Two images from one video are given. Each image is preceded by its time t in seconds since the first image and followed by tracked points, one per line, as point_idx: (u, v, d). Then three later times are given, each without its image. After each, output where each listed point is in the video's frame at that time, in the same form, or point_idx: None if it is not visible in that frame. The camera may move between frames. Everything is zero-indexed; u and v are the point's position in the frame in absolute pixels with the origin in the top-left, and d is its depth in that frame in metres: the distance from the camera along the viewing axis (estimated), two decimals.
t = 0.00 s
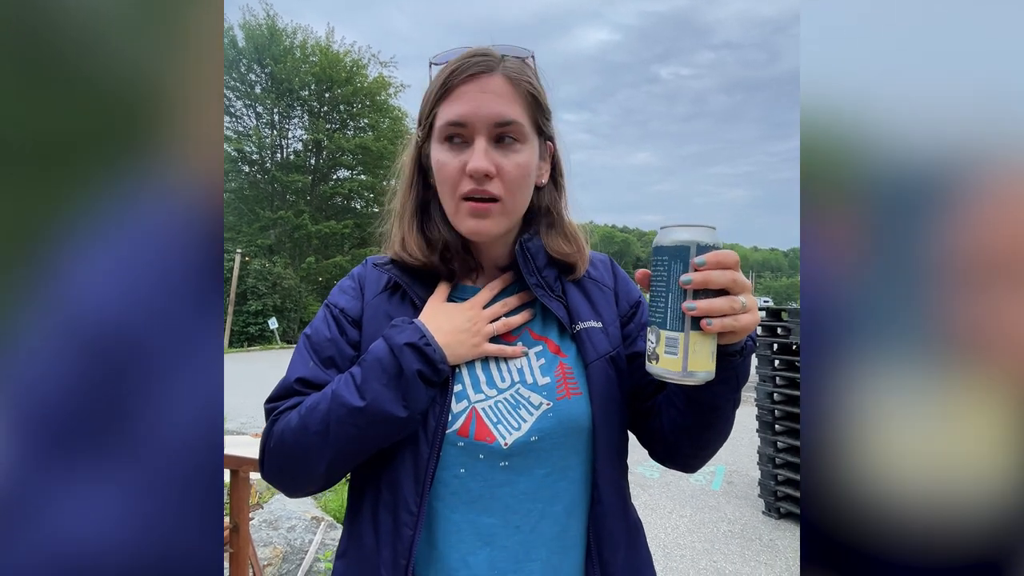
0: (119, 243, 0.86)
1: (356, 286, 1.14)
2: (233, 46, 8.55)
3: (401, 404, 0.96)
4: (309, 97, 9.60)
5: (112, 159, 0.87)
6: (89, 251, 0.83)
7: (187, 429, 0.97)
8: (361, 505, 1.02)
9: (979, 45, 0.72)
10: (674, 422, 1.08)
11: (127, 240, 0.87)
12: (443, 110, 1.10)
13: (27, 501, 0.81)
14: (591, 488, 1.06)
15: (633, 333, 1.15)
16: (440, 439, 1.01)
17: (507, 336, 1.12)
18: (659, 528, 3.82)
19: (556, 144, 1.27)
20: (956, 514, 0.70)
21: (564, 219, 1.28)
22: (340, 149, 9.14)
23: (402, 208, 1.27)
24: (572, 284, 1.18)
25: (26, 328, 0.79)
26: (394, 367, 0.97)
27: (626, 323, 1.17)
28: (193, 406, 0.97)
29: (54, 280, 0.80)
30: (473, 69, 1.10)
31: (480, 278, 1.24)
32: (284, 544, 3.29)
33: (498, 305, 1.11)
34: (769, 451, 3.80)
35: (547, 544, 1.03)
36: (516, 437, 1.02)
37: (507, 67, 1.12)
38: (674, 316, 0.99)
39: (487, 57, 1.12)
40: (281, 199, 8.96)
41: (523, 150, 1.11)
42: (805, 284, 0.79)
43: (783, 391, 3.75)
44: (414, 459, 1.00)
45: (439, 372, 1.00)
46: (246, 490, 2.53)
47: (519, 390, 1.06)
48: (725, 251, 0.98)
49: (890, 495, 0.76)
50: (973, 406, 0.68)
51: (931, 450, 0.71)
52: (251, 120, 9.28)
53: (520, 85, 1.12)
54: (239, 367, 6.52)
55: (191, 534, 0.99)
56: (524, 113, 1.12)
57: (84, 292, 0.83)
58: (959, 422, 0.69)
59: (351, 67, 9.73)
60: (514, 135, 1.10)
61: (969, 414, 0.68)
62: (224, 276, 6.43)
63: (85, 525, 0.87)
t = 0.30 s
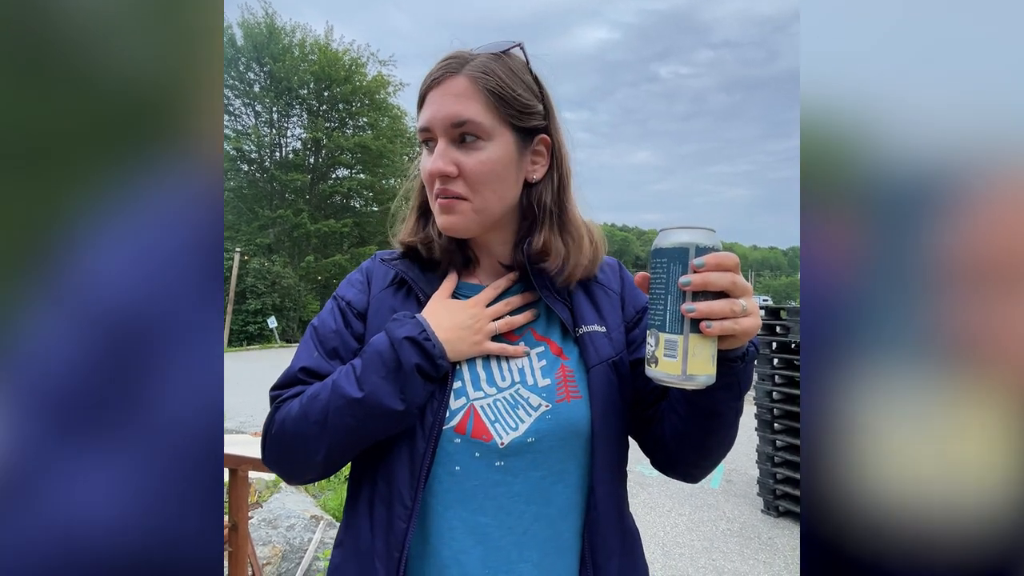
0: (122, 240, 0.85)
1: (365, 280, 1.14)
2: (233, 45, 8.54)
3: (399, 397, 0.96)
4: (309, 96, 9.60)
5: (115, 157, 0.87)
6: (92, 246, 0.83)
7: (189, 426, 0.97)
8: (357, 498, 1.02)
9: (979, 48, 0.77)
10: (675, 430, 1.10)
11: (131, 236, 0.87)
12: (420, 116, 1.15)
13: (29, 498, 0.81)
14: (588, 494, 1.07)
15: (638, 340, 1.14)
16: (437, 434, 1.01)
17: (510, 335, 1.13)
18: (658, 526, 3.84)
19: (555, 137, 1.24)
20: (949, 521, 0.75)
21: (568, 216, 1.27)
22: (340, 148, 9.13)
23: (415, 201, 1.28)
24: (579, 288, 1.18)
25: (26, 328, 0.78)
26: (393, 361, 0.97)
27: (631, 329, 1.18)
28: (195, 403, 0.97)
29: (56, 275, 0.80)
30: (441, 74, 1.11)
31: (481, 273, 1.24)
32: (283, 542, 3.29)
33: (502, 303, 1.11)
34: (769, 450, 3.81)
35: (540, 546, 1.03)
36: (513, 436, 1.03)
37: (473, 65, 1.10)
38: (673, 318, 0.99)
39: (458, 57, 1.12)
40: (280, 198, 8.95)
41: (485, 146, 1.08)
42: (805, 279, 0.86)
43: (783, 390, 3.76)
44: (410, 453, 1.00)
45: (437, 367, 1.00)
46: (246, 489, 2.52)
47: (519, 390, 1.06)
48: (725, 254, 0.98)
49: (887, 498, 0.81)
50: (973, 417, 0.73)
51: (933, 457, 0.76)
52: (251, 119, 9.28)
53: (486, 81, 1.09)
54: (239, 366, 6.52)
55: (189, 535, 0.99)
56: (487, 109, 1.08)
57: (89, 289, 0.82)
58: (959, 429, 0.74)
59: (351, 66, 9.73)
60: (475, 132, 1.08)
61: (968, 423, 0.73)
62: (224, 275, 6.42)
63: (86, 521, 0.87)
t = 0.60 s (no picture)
0: (123, 239, 0.85)
1: (366, 276, 1.14)
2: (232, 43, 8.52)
3: (398, 393, 0.96)
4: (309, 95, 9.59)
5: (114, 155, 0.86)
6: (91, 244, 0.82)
7: (189, 423, 0.96)
8: (355, 493, 1.02)
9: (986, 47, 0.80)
10: (673, 434, 1.10)
11: (132, 234, 0.86)
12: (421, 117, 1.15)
13: (30, 496, 0.82)
14: (584, 495, 1.07)
15: (638, 343, 1.14)
16: (434, 430, 1.01)
17: (510, 336, 1.13)
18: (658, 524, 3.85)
19: (557, 137, 1.24)
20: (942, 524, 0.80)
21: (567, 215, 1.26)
22: (340, 146, 9.13)
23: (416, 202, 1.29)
24: (578, 289, 1.18)
25: (29, 328, 0.78)
26: (393, 357, 0.97)
27: (631, 332, 1.17)
28: (195, 402, 0.97)
29: (56, 274, 0.79)
30: (442, 75, 1.12)
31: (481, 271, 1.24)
32: (282, 541, 3.29)
33: (502, 304, 1.11)
34: (768, 448, 3.82)
35: (533, 546, 1.03)
36: (510, 435, 1.03)
37: (473, 66, 1.10)
38: (670, 321, 0.99)
39: (460, 58, 1.12)
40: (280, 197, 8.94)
41: (484, 146, 1.08)
42: (805, 283, 0.89)
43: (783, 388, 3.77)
44: (408, 449, 1.00)
45: (437, 364, 1.00)
46: (245, 488, 2.52)
47: (517, 390, 1.06)
48: (720, 257, 0.98)
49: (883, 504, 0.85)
50: (964, 426, 0.77)
51: (929, 464, 0.80)
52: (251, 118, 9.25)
53: (486, 81, 1.09)
54: (238, 365, 6.52)
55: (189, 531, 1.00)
56: (487, 110, 1.08)
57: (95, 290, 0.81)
58: (955, 439, 0.78)
59: (351, 64, 9.71)
60: (473, 132, 1.07)
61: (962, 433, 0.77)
62: (224, 275, 6.41)
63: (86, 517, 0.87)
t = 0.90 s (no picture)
0: (128, 245, 0.85)
1: (365, 281, 1.14)
2: (232, 43, 8.51)
3: (405, 402, 0.96)
4: (309, 94, 9.60)
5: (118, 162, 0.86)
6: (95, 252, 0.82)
7: (189, 426, 0.97)
8: (362, 498, 1.03)
9: (989, 46, 0.81)
10: (671, 428, 1.10)
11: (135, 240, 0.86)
12: (440, 100, 1.10)
13: (30, 499, 0.81)
14: (591, 494, 1.07)
15: (638, 340, 1.15)
16: (441, 436, 1.01)
17: (511, 337, 1.13)
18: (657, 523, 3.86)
19: (563, 137, 1.26)
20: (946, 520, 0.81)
21: (570, 215, 1.26)
22: (340, 146, 9.13)
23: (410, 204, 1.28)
24: (576, 288, 1.19)
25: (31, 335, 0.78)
26: (398, 366, 0.97)
27: (629, 327, 1.18)
28: (195, 405, 0.98)
29: (61, 282, 0.79)
30: (469, 58, 1.09)
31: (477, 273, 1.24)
32: (283, 540, 3.30)
33: (502, 307, 1.11)
34: (768, 447, 3.83)
35: (542, 546, 1.03)
36: (516, 437, 1.03)
37: (503, 55, 1.10)
38: (677, 320, 0.99)
39: (485, 45, 1.10)
40: (280, 196, 8.94)
41: (519, 139, 1.09)
42: (806, 280, 0.88)
43: (783, 387, 3.78)
44: (415, 455, 1.01)
45: (445, 372, 1.01)
46: (246, 487, 2.53)
47: (521, 391, 1.06)
48: (726, 255, 0.99)
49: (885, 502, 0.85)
50: (970, 424, 0.78)
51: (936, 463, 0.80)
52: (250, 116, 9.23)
53: (517, 73, 1.10)
54: (238, 364, 6.52)
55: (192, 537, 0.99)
56: (521, 102, 1.10)
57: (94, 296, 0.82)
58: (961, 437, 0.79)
59: (351, 64, 9.71)
60: (509, 124, 1.08)
61: (969, 430, 0.78)
62: (225, 275, 6.40)
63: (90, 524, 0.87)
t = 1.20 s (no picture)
0: (131, 251, 0.83)
1: (364, 284, 1.14)
2: (232, 43, 8.50)
3: (414, 412, 0.96)
4: (309, 94, 9.61)
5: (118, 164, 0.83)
6: (97, 260, 0.80)
7: (194, 439, 0.94)
8: (374, 502, 1.03)
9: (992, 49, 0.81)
10: (664, 423, 1.10)
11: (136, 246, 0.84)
12: (462, 92, 1.09)
13: (31, 512, 0.78)
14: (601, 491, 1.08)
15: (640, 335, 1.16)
16: (452, 440, 1.01)
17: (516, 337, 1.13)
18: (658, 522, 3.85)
19: (566, 141, 1.29)
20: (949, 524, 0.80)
21: (574, 214, 1.28)
22: (340, 145, 9.13)
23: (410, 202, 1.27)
24: (581, 286, 1.19)
25: (30, 341, 0.75)
26: (405, 375, 0.97)
27: (631, 324, 1.19)
28: (200, 418, 0.95)
29: (63, 290, 0.77)
30: (494, 52, 1.10)
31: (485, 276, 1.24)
32: (284, 539, 3.31)
33: (508, 308, 1.11)
34: (768, 446, 3.83)
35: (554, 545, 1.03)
36: (526, 438, 1.03)
37: (527, 53, 1.13)
38: (684, 323, 0.99)
39: (510, 42, 1.12)
40: (281, 196, 8.94)
41: (544, 136, 1.11)
42: (805, 273, 0.89)
43: (783, 387, 3.79)
44: (426, 461, 1.00)
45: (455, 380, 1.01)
46: (247, 486, 2.53)
47: (528, 391, 1.07)
48: (726, 257, 0.99)
49: (888, 502, 0.86)
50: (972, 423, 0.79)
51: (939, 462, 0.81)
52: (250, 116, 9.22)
53: (539, 72, 1.13)
54: (239, 364, 6.52)
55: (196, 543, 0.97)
56: (544, 100, 1.13)
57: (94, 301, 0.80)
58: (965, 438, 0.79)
59: (351, 63, 9.71)
60: (535, 120, 1.10)
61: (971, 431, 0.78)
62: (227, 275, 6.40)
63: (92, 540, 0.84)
